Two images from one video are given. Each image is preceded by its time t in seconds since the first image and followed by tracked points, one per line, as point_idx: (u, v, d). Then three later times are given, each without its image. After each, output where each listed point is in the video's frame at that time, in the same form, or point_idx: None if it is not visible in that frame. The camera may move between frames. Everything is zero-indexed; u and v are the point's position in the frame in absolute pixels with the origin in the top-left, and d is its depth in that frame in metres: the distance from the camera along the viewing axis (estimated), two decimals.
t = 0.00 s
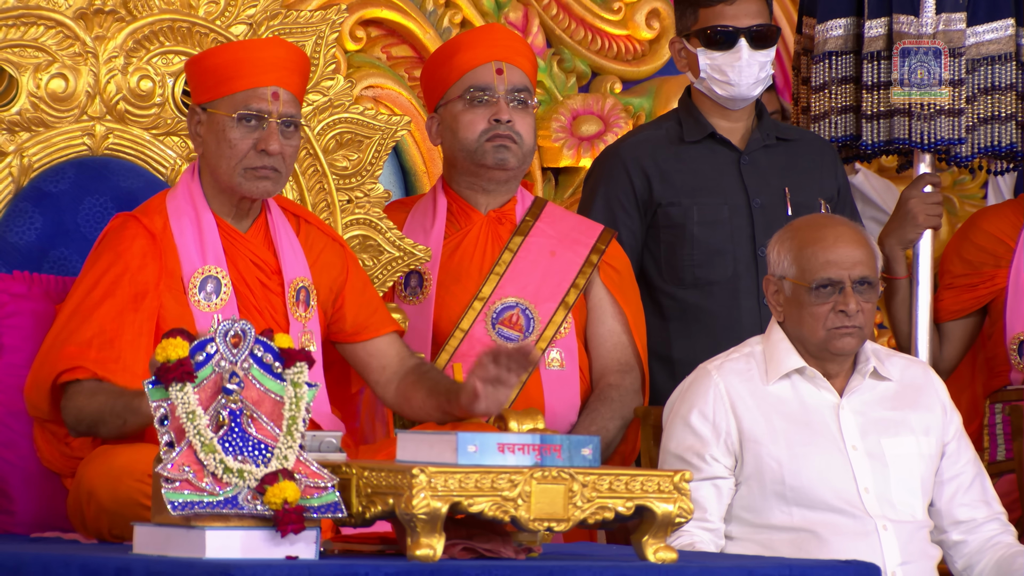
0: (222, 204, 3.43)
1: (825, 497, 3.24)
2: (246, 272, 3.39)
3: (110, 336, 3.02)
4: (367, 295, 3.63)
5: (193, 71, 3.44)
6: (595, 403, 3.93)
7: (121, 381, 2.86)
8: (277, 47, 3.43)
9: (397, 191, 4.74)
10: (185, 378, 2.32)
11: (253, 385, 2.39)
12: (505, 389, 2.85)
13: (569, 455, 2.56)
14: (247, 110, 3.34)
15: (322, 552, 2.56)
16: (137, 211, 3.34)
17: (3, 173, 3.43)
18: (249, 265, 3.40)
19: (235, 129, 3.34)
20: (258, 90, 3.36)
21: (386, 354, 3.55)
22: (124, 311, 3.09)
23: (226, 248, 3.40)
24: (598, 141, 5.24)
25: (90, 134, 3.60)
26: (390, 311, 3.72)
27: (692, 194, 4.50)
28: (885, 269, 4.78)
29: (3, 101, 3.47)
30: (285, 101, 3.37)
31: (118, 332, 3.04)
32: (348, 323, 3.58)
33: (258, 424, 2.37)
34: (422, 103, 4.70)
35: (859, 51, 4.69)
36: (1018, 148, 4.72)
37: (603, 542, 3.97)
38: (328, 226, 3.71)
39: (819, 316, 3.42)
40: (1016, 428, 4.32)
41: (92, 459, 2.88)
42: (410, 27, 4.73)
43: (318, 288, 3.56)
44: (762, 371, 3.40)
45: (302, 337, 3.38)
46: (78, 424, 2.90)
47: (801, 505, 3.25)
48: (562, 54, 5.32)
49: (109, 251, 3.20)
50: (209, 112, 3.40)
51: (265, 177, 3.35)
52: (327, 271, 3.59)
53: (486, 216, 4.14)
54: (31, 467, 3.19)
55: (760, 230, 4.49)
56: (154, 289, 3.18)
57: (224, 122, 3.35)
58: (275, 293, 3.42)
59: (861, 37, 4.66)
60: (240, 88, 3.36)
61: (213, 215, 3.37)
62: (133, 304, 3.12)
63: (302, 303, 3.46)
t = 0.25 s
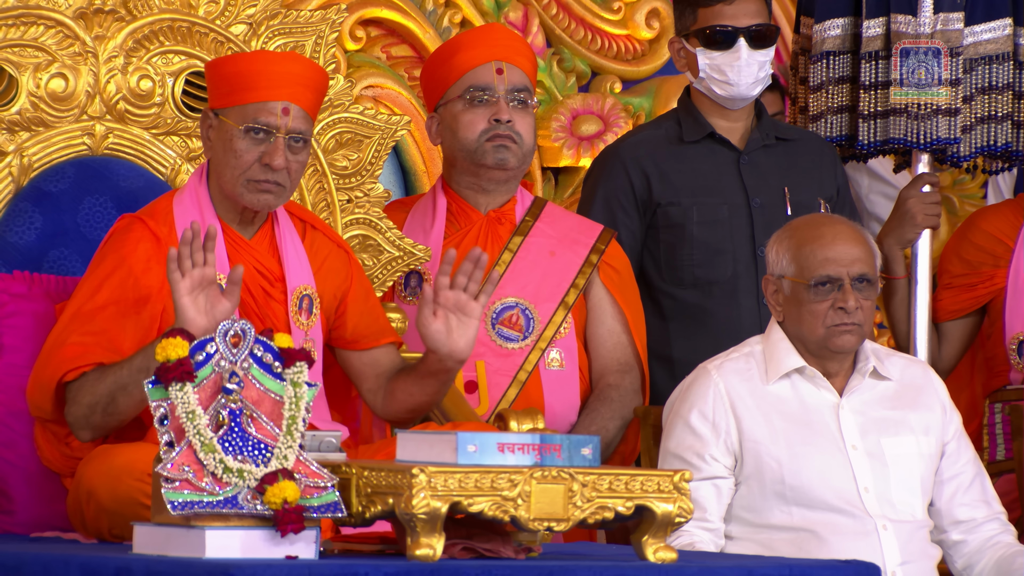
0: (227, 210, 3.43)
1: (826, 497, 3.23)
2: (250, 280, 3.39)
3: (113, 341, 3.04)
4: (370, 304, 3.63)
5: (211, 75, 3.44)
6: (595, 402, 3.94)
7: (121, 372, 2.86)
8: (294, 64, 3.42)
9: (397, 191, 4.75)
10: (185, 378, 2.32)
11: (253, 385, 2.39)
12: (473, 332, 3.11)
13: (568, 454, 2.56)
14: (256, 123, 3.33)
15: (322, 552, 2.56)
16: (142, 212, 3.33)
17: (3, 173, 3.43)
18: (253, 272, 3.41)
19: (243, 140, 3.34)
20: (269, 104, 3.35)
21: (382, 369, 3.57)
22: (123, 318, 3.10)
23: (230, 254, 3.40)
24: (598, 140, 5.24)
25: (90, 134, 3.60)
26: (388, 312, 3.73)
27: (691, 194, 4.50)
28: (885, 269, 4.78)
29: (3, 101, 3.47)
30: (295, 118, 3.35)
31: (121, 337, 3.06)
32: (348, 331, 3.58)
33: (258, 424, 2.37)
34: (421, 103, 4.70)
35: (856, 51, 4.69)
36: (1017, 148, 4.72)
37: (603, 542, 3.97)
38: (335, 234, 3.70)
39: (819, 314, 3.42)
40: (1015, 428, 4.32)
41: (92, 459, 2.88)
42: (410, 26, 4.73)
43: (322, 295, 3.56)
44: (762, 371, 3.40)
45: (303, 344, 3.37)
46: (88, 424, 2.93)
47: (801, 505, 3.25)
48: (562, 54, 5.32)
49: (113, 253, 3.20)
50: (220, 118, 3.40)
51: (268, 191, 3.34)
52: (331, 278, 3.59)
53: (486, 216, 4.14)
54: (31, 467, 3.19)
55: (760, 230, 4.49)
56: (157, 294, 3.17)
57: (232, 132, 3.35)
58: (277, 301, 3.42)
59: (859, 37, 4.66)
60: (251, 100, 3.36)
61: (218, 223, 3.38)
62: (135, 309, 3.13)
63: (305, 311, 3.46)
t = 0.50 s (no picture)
0: (234, 213, 3.43)
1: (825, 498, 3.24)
2: (255, 284, 3.40)
3: (118, 342, 3.04)
4: (374, 309, 3.63)
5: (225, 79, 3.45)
6: (595, 403, 3.94)
7: (128, 368, 2.87)
8: (307, 73, 3.41)
9: (397, 191, 4.75)
10: (185, 378, 2.32)
11: (253, 386, 2.39)
12: (461, 318, 3.05)
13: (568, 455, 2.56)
14: (263, 130, 3.33)
15: (322, 552, 2.56)
16: (150, 213, 3.32)
17: (3, 173, 3.43)
18: (258, 277, 3.41)
19: (250, 146, 3.33)
20: (278, 112, 3.35)
21: (382, 375, 3.56)
22: (130, 319, 3.10)
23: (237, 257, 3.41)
24: (598, 141, 5.24)
25: (90, 134, 3.60)
26: (388, 312, 3.77)
27: (691, 194, 4.50)
28: (884, 269, 4.78)
29: (3, 101, 3.47)
30: (303, 127, 3.35)
31: (127, 338, 3.06)
32: (351, 335, 3.58)
33: (258, 425, 2.37)
34: (422, 103, 4.71)
35: (855, 51, 4.69)
36: (1016, 148, 4.72)
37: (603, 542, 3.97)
38: (341, 236, 3.70)
39: (818, 313, 3.42)
40: (1015, 428, 4.32)
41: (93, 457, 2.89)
42: (410, 26, 4.74)
43: (327, 299, 3.57)
44: (762, 371, 3.41)
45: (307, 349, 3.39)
46: (90, 424, 2.94)
47: (800, 505, 3.25)
48: (562, 54, 5.32)
49: (120, 253, 3.20)
50: (229, 122, 3.40)
51: (272, 198, 3.34)
52: (336, 281, 3.59)
53: (486, 216, 4.14)
54: (31, 467, 3.19)
55: (760, 230, 4.49)
56: (162, 296, 3.17)
57: (240, 137, 3.35)
58: (282, 305, 3.43)
59: (858, 38, 4.67)
60: (261, 107, 3.36)
61: (225, 228, 3.38)
62: (141, 310, 3.13)
63: (310, 315, 3.46)
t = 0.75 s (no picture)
0: (239, 214, 3.43)
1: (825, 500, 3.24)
2: (259, 286, 3.41)
3: (124, 342, 3.04)
4: (376, 311, 3.62)
5: (233, 80, 3.44)
6: (595, 403, 3.94)
7: (133, 367, 2.87)
8: (314, 76, 3.41)
9: (397, 191, 4.74)
10: (185, 378, 2.32)
11: (253, 385, 2.39)
12: (461, 319, 3.05)
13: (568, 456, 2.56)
14: (270, 133, 3.33)
15: (322, 552, 2.56)
16: (154, 212, 3.32)
17: (3, 173, 3.43)
18: (262, 279, 3.42)
19: (257, 149, 3.33)
20: (285, 116, 3.35)
21: (383, 378, 3.56)
22: (136, 319, 3.10)
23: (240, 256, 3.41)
24: (598, 140, 5.24)
25: (90, 134, 3.60)
26: (388, 312, 3.76)
27: (691, 194, 4.50)
28: (885, 269, 4.77)
29: (3, 101, 3.47)
30: (310, 130, 3.35)
31: (132, 338, 3.06)
32: (353, 337, 3.58)
33: (258, 424, 2.37)
34: (422, 103, 4.71)
35: (855, 50, 4.68)
36: (1016, 148, 4.72)
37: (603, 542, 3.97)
38: (349, 243, 3.70)
39: (819, 313, 3.42)
40: (1015, 428, 4.32)
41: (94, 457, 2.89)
42: (410, 26, 4.73)
43: (331, 301, 3.56)
44: (762, 371, 3.40)
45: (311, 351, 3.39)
46: (91, 423, 2.94)
47: (801, 506, 3.25)
48: (562, 54, 5.31)
49: (125, 253, 3.20)
50: (236, 124, 3.40)
51: (278, 201, 3.34)
52: (341, 284, 3.59)
53: (486, 216, 4.14)
54: (31, 467, 3.19)
55: (760, 230, 4.49)
56: (167, 296, 3.17)
57: (247, 140, 3.35)
58: (286, 307, 3.45)
59: (857, 37, 4.67)
60: (269, 110, 3.35)
61: (230, 231, 3.39)
62: (146, 309, 3.13)
63: (313, 317, 3.47)
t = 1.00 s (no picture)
0: (239, 213, 3.43)
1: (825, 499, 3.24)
2: (260, 286, 3.42)
3: (127, 343, 3.04)
4: (376, 310, 3.62)
5: (233, 79, 3.44)
6: (595, 403, 3.94)
7: (135, 368, 2.87)
8: (317, 75, 3.41)
9: (397, 191, 4.74)
10: (185, 378, 2.32)
11: (253, 385, 2.39)
12: (461, 323, 3.06)
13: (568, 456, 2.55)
14: (273, 132, 3.32)
15: (322, 552, 2.56)
16: (154, 212, 3.32)
17: (3, 173, 3.43)
18: (263, 277, 3.43)
19: (258, 148, 3.33)
20: (288, 114, 3.34)
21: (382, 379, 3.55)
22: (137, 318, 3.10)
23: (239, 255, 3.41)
24: (598, 140, 5.24)
25: (91, 134, 3.60)
26: (388, 312, 3.74)
27: (691, 193, 4.50)
28: (885, 269, 4.77)
29: (3, 101, 3.47)
30: (312, 129, 3.34)
31: (134, 339, 3.06)
32: (354, 336, 3.57)
33: (258, 424, 2.37)
34: (422, 103, 4.71)
35: (855, 50, 4.68)
36: (1016, 148, 4.72)
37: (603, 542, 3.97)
38: (348, 240, 3.69)
39: (819, 313, 3.42)
40: (1015, 428, 4.32)
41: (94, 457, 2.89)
42: (410, 26, 4.73)
43: (330, 300, 3.56)
44: (762, 371, 3.41)
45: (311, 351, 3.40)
46: (92, 423, 2.94)
47: (801, 506, 3.25)
48: (562, 54, 5.31)
49: (125, 252, 3.19)
50: (237, 122, 3.40)
51: (280, 200, 3.34)
52: (340, 283, 3.59)
53: (486, 216, 4.14)
54: (31, 467, 3.19)
55: (760, 230, 4.49)
56: (168, 296, 3.18)
57: (249, 138, 3.34)
58: (286, 306, 3.45)
59: (857, 37, 4.67)
60: (270, 109, 3.35)
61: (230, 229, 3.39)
62: (147, 309, 3.14)
63: (313, 316, 3.47)
